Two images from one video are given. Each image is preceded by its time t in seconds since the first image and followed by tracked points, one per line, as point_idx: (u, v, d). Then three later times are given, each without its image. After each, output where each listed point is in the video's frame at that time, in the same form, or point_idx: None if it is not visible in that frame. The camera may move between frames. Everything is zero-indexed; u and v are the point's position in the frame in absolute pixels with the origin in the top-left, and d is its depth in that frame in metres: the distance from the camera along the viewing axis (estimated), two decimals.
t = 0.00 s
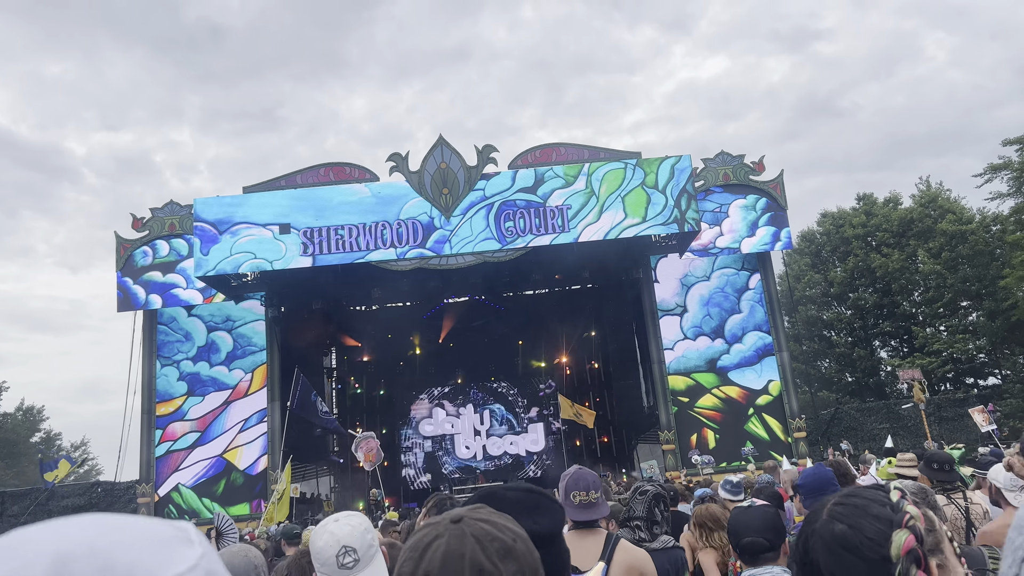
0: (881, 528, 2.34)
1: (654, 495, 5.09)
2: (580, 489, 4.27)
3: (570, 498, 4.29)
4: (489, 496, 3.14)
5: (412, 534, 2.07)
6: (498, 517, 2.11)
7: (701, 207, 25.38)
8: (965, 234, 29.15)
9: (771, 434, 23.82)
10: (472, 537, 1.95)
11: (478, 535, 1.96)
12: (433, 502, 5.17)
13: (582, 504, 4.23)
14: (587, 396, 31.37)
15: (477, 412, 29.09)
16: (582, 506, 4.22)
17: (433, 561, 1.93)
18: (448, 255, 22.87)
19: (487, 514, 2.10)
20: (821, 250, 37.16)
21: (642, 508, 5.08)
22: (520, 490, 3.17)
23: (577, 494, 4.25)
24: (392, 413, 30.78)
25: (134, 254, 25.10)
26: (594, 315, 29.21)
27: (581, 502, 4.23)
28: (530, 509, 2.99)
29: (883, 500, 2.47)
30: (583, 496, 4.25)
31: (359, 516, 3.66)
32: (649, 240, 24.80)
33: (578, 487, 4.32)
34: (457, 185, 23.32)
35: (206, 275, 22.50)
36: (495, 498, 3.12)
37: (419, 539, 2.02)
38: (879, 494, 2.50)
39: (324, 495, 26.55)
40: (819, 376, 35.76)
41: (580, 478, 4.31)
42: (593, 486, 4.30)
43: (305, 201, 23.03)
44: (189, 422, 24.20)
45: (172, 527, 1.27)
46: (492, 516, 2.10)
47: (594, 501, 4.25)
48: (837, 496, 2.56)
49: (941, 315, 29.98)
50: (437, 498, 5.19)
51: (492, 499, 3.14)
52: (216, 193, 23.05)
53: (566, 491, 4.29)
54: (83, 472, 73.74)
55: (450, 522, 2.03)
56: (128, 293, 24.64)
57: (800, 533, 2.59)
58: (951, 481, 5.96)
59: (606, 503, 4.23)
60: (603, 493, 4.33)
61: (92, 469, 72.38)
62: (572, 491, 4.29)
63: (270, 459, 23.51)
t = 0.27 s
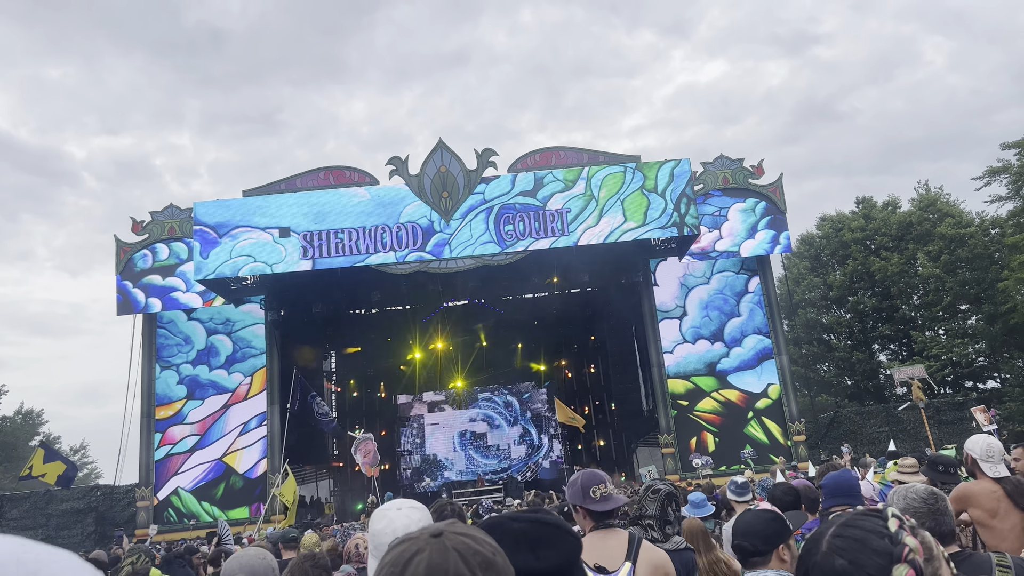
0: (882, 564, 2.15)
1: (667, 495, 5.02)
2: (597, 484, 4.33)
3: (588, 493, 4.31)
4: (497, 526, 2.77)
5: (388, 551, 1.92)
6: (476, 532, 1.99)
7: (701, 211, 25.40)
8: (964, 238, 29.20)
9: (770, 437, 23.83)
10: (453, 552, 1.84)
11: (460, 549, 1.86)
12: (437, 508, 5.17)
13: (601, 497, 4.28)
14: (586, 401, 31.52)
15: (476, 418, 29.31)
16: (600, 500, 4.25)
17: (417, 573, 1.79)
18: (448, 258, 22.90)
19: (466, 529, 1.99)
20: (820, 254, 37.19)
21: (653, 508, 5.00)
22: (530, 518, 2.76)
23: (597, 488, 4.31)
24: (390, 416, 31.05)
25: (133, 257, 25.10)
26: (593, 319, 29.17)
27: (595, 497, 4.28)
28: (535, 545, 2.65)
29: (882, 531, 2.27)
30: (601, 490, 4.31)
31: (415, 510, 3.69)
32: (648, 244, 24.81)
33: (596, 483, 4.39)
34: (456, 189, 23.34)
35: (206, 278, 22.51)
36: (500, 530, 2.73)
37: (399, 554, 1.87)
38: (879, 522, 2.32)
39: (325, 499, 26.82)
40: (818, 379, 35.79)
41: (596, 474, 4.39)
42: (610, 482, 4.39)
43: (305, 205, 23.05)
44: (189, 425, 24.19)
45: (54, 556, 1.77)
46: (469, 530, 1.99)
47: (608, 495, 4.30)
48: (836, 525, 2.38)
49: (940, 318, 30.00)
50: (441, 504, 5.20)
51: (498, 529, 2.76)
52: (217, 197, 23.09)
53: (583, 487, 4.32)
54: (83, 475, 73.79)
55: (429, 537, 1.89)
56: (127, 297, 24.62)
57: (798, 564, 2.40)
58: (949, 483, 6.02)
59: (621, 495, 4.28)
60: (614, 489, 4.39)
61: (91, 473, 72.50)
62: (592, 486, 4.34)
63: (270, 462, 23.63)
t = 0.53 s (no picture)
0: (885, 543, 2.43)
1: (674, 499, 5.07)
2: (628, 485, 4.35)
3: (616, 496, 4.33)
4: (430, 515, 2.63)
5: (319, 555, 1.88)
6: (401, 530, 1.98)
7: (700, 213, 25.42)
8: (964, 240, 29.22)
9: (770, 440, 23.82)
10: (388, 554, 1.83)
11: (394, 550, 1.85)
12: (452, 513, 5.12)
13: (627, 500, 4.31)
14: (586, 402, 31.58)
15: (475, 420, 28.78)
16: (629, 502, 4.28)
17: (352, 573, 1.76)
18: (448, 261, 22.93)
19: (398, 531, 1.98)
20: (820, 257, 37.22)
21: (661, 512, 5.01)
22: (459, 510, 2.66)
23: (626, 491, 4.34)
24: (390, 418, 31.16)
25: (133, 259, 25.13)
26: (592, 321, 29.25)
27: (625, 499, 4.30)
28: (465, 533, 2.56)
29: (885, 514, 2.56)
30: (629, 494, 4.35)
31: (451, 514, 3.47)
32: (648, 246, 24.81)
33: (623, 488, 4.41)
34: (456, 191, 23.37)
35: (206, 280, 22.53)
36: (434, 519, 2.59)
37: (332, 557, 1.83)
38: (882, 507, 2.62)
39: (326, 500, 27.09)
40: (818, 382, 35.81)
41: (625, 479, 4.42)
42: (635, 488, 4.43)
43: (305, 207, 23.06)
44: (188, 427, 24.18)
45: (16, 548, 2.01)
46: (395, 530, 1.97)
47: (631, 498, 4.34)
48: (845, 509, 2.67)
49: (940, 321, 30.00)
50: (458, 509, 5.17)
51: (429, 519, 2.61)
52: (216, 199, 23.11)
53: (613, 489, 4.34)
54: (82, 477, 73.72)
55: (362, 540, 1.87)
56: (127, 299, 24.63)
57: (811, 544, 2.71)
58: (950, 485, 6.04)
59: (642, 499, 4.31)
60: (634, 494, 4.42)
61: (90, 475, 72.37)
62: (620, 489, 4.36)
63: (270, 464, 23.63)
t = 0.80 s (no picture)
0: (975, 531, 2.11)
1: (679, 506, 5.04)
2: (627, 488, 4.31)
3: (615, 495, 4.31)
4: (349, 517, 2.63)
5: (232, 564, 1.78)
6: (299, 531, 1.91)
7: (700, 214, 25.42)
8: (964, 242, 29.23)
9: (770, 442, 23.80)
10: (306, 559, 1.75)
11: (313, 556, 1.77)
12: (460, 511, 5.08)
13: (627, 503, 4.26)
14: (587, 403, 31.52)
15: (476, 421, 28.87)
16: (627, 504, 4.24)
17: None
18: (447, 262, 22.92)
19: (319, 535, 1.90)
20: (819, 258, 37.23)
21: (666, 519, 5.00)
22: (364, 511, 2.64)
23: (625, 492, 4.29)
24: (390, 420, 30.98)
25: (133, 260, 25.13)
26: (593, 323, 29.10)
27: (624, 500, 4.26)
28: (374, 524, 2.58)
29: (964, 501, 2.25)
30: (629, 495, 4.29)
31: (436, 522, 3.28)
32: (648, 247, 24.80)
33: (624, 487, 4.36)
34: (456, 193, 23.37)
35: (205, 281, 22.50)
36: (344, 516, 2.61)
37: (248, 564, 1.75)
38: (954, 495, 2.29)
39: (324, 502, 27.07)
40: (817, 383, 35.82)
41: (628, 478, 4.35)
42: (639, 489, 4.34)
43: (304, 208, 23.05)
44: (187, 428, 24.16)
45: None
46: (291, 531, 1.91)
47: (637, 504, 4.27)
48: (914, 496, 2.29)
49: (939, 322, 29.99)
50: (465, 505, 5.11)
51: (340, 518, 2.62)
52: (216, 200, 23.10)
53: (612, 488, 4.32)
54: (81, 478, 73.78)
55: (281, 545, 1.79)
56: (127, 299, 24.62)
57: (872, 537, 2.27)
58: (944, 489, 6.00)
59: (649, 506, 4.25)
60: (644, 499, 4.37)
61: (90, 476, 72.46)
62: (620, 488, 4.32)
63: (269, 465, 23.62)
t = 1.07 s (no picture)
0: None
1: (678, 504, 5.09)
2: (614, 486, 4.36)
3: (604, 494, 4.38)
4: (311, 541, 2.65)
5: None
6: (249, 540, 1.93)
7: (700, 215, 25.43)
8: (965, 243, 29.23)
9: (769, 442, 23.79)
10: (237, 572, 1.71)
11: (245, 569, 1.73)
12: (472, 508, 5.12)
13: (615, 500, 4.30)
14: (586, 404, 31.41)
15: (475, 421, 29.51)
16: (626, 505, 4.25)
17: None
18: (447, 262, 22.92)
19: (256, 547, 1.86)
20: (819, 259, 37.23)
21: (665, 518, 5.06)
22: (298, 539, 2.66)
23: (611, 490, 4.34)
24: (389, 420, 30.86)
25: (133, 260, 25.13)
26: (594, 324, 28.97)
27: (626, 501, 4.28)
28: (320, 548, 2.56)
29: None
30: (617, 492, 4.33)
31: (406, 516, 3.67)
32: (648, 248, 24.79)
33: (613, 485, 4.41)
34: (456, 193, 23.37)
35: (205, 281, 22.49)
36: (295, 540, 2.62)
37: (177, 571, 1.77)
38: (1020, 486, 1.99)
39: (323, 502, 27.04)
40: (817, 384, 35.85)
41: (616, 476, 4.39)
42: (627, 486, 4.36)
43: (304, 209, 23.06)
44: (187, 428, 24.15)
45: None
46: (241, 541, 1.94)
47: (628, 501, 4.29)
48: (987, 497, 1.93)
49: (939, 324, 30.00)
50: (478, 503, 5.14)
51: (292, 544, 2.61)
52: (217, 200, 23.12)
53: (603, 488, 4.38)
54: (81, 477, 73.82)
55: (213, 561, 1.76)
56: (126, 299, 24.62)
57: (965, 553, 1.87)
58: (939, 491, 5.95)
59: (640, 503, 4.25)
60: (639, 497, 4.37)
61: (89, 476, 72.52)
62: (608, 486, 4.39)
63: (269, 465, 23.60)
